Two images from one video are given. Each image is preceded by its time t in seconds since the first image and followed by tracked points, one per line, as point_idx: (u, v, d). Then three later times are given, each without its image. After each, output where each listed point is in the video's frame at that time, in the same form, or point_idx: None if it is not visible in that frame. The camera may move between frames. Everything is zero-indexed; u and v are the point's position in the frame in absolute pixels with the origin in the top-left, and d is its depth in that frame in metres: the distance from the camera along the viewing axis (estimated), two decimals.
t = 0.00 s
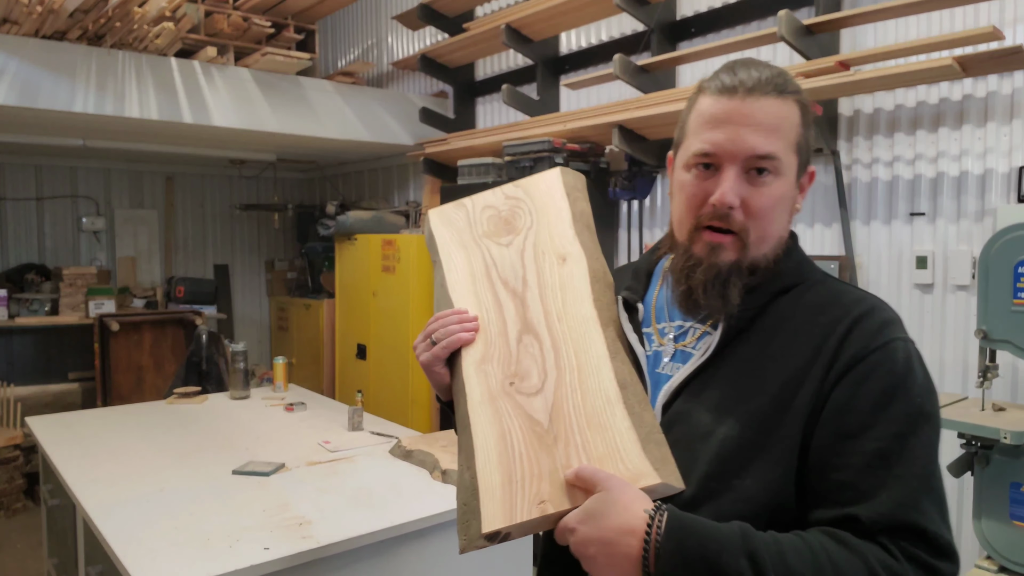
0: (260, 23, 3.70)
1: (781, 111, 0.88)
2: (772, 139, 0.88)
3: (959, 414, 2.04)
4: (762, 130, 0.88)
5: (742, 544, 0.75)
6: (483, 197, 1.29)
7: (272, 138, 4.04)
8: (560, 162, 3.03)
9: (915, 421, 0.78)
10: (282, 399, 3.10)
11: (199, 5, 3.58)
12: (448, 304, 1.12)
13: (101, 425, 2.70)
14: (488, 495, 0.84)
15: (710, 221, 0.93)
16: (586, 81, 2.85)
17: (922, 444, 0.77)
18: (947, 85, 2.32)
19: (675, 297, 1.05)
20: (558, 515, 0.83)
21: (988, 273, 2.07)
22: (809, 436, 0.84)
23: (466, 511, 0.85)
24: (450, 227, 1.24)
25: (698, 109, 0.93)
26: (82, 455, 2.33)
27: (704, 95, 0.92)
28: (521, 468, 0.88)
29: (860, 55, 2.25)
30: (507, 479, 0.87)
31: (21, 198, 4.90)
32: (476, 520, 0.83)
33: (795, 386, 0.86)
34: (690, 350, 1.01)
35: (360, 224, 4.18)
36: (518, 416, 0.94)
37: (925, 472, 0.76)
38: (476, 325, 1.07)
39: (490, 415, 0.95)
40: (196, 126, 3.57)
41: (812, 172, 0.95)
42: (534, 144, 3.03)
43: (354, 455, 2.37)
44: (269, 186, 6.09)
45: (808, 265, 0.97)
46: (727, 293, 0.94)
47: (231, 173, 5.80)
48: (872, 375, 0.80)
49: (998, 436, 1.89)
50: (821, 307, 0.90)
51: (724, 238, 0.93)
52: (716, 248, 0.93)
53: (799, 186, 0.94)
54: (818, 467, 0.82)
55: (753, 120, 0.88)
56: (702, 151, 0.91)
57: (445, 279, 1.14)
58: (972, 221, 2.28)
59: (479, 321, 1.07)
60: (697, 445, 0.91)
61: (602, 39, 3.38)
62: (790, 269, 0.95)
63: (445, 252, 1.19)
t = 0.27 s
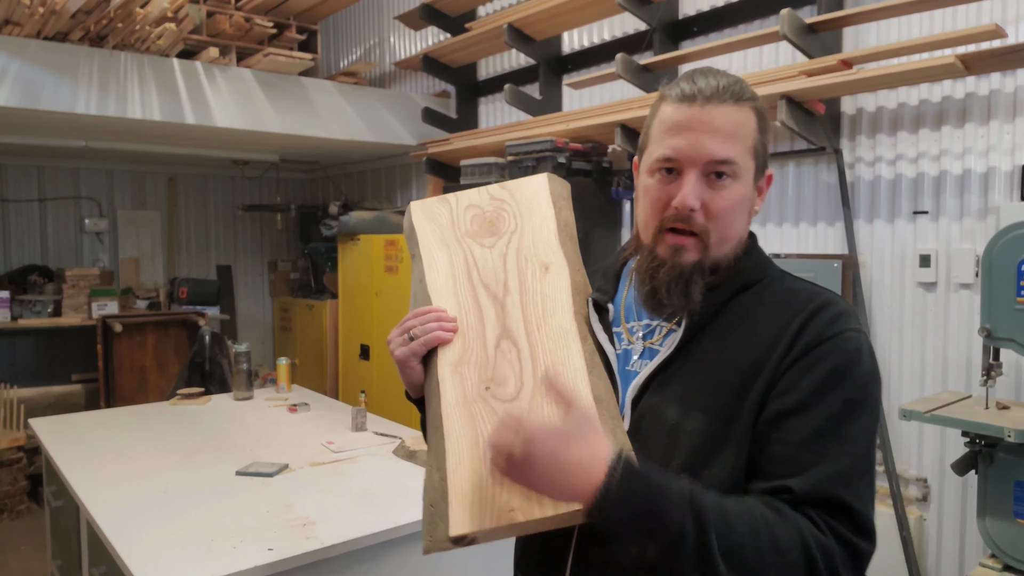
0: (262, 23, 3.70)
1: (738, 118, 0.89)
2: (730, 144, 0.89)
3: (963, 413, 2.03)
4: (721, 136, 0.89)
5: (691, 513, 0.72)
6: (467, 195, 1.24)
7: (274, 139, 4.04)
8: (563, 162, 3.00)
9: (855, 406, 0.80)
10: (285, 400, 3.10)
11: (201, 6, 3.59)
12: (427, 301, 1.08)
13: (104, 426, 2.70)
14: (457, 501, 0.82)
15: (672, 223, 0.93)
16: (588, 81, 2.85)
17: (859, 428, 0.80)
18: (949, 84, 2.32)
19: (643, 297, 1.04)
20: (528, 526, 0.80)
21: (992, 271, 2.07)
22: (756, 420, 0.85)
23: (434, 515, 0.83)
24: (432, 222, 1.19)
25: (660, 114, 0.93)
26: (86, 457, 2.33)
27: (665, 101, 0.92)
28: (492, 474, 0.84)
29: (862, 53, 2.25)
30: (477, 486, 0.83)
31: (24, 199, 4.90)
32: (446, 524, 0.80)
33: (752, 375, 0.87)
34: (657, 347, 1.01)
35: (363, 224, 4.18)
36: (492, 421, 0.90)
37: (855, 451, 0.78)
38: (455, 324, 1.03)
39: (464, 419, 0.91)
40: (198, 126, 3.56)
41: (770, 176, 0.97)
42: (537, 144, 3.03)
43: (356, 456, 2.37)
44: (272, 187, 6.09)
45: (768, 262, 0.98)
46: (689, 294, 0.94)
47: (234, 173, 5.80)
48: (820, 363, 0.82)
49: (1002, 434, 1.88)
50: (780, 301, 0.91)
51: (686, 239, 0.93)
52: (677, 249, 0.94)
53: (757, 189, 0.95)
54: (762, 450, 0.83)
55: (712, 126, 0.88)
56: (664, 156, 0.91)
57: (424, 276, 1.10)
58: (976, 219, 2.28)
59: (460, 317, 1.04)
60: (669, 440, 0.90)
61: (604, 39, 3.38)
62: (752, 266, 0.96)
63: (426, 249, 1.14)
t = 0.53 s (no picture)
0: (262, 24, 3.71)
1: (742, 141, 0.91)
2: (731, 163, 0.91)
3: (962, 414, 2.04)
4: (724, 154, 0.90)
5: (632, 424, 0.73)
6: (455, 190, 1.20)
7: (273, 140, 4.04)
8: (561, 163, 3.01)
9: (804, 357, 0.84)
10: (284, 400, 3.10)
11: (201, 7, 3.59)
12: (414, 291, 1.03)
13: (103, 426, 2.70)
14: (453, 488, 0.86)
15: (666, 227, 0.96)
16: (588, 82, 2.85)
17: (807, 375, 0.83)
18: (948, 85, 2.33)
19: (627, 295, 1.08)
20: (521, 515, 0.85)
21: (990, 273, 2.07)
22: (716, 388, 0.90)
23: (426, 501, 0.86)
24: (420, 213, 1.15)
25: (668, 124, 0.94)
26: (85, 457, 2.34)
27: (675, 113, 0.93)
28: (488, 466, 0.88)
29: (860, 55, 2.25)
30: (473, 476, 0.87)
31: (23, 200, 4.90)
32: (439, 510, 0.84)
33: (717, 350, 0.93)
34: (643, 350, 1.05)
35: (362, 225, 4.19)
36: (487, 414, 0.93)
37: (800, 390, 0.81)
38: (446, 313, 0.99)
39: (459, 410, 0.92)
40: (197, 127, 3.57)
41: (757, 200, 1.00)
42: (536, 145, 3.04)
43: (356, 456, 2.37)
44: (271, 188, 6.09)
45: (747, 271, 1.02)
46: (676, 297, 0.98)
47: (233, 174, 5.80)
48: (778, 325, 0.88)
49: (1000, 435, 1.88)
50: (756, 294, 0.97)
51: (678, 246, 0.96)
52: (669, 254, 0.96)
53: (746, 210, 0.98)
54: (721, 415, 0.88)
55: (717, 145, 0.90)
56: (667, 163, 0.92)
57: (412, 264, 1.06)
58: (974, 220, 2.28)
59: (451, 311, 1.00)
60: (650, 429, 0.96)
61: (603, 40, 3.38)
62: (734, 272, 1.00)
63: (414, 239, 1.10)
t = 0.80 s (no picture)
0: (261, 24, 3.71)
1: (749, 154, 0.96)
2: (739, 172, 0.95)
3: (959, 416, 2.04)
4: (734, 163, 0.94)
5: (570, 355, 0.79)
6: (453, 190, 1.19)
7: (272, 140, 4.04)
8: (560, 164, 3.01)
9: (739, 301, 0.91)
10: (282, 401, 3.10)
11: (200, 7, 3.59)
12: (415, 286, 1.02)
13: (101, 427, 2.70)
14: (466, 481, 0.83)
15: (672, 229, 0.97)
16: (587, 83, 2.85)
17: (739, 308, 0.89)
18: (946, 88, 2.33)
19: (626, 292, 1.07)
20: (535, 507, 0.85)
21: (988, 275, 2.07)
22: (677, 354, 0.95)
23: (436, 494, 0.84)
24: (418, 210, 1.13)
25: (682, 133, 0.98)
26: (82, 457, 2.34)
27: (690, 123, 0.98)
28: (498, 459, 0.87)
29: (859, 57, 2.25)
30: (485, 467, 0.86)
31: (21, 200, 4.90)
32: (451, 503, 0.82)
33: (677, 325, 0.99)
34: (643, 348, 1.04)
35: (360, 225, 4.19)
36: (493, 409, 0.92)
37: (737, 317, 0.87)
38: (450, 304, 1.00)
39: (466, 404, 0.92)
40: (196, 127, 3.57)
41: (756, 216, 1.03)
42: (535, 146, 3.04)
43: (353, 457, 2.37)
44: (269, 188, 6.09)
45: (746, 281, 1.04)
46: (674, 293, 0.98)
47: (231, 174, 5.80)
48: (740, 301, 0.91)
49: (997, 438, 1.88)
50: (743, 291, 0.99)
51: (682, 248, 0.96)
52: (674, 255, 0.97)
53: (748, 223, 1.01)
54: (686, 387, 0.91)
55: (727, 154, 0.94)
56: (678, 169, 0.96)
57: (414, 260, 1.04)
58: (972, 223, 2.28)
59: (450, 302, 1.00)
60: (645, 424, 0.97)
61: (602, 41, 3.38)
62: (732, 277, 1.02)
63: (415, 235, 1.08)
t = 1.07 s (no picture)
0: (261, 24, 3.70)
1: (727, 141, 0.95)
2: (719, 161, 0.95)
3: (961, 414, 2.04)
4: (713, 153, 0.94)
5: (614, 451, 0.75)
6: (456, 203, 1.24)
7: (273, 140, 4.04)
8: (561, 163, 3.01)
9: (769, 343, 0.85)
10: (283, 400, 3.10)
11: (201, 7, 3.59)
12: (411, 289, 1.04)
13: (102, 426, 2.70)
14: (446, 471, 0.84)
15: (658, 223, 0.97)
16: (587, 82, 2.85)
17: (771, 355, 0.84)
18: (948, 86, 2.32)
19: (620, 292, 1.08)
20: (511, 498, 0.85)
21: (989, 273, 2.07)
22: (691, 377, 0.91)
23: (418, 485, 0.85)
24: (420, 221, 1.17)
25: (659, 128, 0.99)
26: (83, 457, 2.34)
27: (667, 117, 0.98)
28: (479, 452, 0.88)
29: (860, 56, 2.25)
30: (465, 459, 0.87)
31: (22, 200, 4.90)
32: (430, 492, 0.83)
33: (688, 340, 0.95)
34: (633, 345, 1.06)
35: (361, 225, 4.19)
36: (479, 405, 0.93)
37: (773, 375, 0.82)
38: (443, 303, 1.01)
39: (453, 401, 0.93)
40: (197, 127, 3.57)
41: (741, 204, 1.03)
42: (535, 145, 3.04)
43: (355, 456, 2.38)
44: (270, 188, 6.09)
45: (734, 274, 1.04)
46: (665, 286, 0.98)
47: (232, 174, 5.81)
48: (760, 324, 0.88)
49: (1000, 436, 1.89)
50: (737, 291, 0.97)
51: (669, 240, 0.97)
52: (661, 247, 0.97)
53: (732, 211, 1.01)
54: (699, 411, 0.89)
55: (704, 142, 0.94)
56: (659, 162, 0.96)
57: (412, 265, 1.07)
58: (973, 221, 2.28)
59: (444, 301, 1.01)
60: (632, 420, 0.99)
61: (603, 40, 3.38)
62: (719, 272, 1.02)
63: (414, 243, 1.12)
